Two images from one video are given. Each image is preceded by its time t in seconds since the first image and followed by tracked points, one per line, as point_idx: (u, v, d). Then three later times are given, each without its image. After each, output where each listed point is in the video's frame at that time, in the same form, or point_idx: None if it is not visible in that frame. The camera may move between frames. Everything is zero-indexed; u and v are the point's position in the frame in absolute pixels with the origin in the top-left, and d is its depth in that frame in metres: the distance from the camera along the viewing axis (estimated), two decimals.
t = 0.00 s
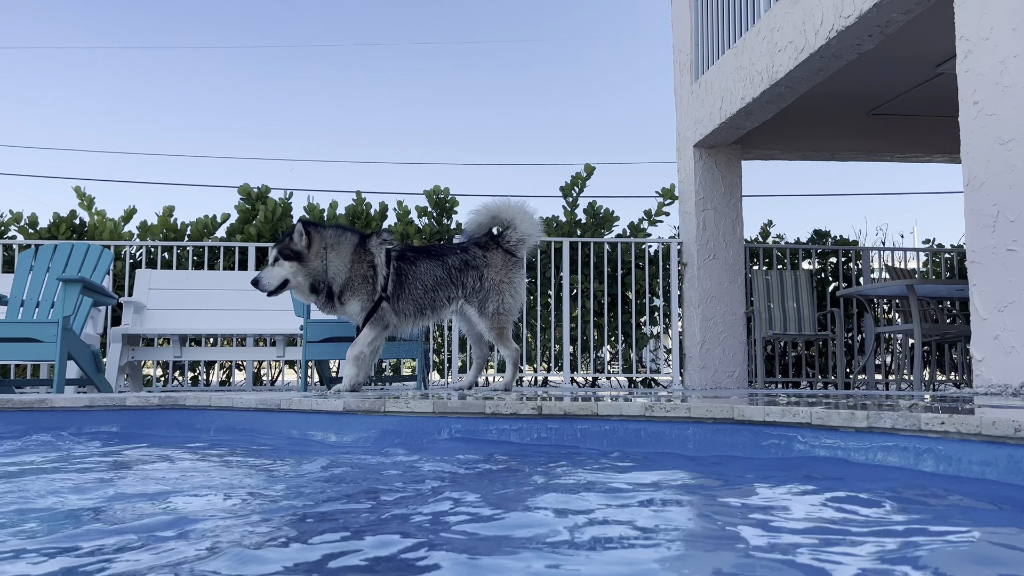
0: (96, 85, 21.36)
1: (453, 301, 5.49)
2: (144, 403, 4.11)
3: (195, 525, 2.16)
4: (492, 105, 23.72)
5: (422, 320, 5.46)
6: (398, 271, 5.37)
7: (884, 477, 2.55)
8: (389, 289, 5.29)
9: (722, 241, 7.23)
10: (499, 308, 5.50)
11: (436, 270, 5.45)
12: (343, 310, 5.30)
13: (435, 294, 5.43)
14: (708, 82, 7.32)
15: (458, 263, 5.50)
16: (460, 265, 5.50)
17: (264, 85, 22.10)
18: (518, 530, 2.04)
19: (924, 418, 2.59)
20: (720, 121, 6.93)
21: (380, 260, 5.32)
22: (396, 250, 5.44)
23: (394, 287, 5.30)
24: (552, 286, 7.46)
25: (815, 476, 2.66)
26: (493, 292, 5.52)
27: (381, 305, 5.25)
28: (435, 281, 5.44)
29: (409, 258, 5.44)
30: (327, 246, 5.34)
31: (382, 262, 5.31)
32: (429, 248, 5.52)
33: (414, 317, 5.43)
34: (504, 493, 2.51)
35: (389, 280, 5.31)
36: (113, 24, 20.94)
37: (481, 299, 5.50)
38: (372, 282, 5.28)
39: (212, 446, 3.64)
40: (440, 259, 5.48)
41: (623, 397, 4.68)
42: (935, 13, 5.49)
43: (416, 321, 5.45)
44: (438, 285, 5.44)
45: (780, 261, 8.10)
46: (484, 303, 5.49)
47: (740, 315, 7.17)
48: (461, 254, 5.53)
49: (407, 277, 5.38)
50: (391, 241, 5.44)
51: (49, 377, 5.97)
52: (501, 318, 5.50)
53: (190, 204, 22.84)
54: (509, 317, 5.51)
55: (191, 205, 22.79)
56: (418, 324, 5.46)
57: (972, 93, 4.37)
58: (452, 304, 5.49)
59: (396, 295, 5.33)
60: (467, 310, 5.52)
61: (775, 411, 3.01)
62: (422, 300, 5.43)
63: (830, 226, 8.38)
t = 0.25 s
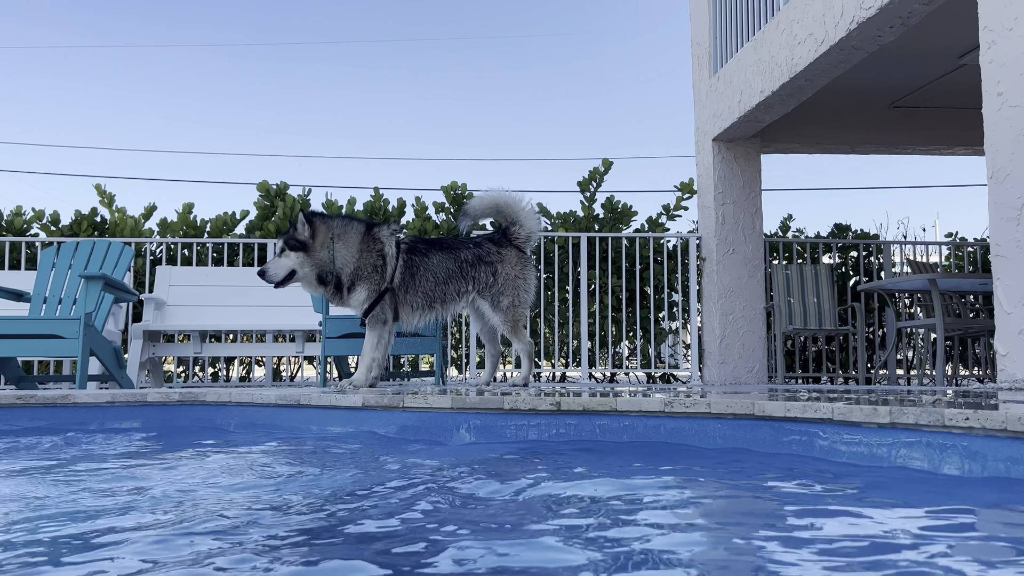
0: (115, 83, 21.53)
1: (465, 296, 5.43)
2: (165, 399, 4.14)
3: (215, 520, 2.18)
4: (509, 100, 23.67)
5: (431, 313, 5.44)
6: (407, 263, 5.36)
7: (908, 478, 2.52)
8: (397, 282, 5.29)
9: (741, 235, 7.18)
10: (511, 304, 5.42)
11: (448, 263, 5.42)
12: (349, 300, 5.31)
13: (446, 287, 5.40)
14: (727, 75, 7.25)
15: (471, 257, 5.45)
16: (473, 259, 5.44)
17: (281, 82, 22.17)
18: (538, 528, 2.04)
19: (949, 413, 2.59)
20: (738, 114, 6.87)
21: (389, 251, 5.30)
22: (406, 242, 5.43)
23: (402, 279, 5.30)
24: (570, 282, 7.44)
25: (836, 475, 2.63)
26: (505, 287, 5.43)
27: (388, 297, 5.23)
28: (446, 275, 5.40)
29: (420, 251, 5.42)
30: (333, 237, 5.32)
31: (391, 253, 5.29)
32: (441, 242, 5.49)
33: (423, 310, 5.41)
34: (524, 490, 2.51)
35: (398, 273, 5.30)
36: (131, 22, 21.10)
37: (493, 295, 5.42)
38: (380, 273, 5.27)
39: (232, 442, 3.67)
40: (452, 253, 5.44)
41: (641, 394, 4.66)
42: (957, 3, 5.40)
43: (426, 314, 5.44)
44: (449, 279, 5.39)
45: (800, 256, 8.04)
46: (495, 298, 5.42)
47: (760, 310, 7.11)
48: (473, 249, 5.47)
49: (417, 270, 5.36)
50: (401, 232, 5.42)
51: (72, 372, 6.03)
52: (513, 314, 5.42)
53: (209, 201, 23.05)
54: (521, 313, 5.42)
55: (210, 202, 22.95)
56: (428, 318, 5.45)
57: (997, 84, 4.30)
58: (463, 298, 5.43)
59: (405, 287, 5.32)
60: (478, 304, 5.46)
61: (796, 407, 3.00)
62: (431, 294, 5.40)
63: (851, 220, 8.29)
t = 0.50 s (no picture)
0: (130, 81, 21.66)
1: (474, 293, 5.42)
2: (182, 395, 4.17)
3: (233, 516, 2.21)
4: (522, 96, 23.63)
5: (440, 309, 5.42)
6: (416, 258, 5.35)
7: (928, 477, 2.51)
8: (407, 277, 5.29)
9: (755, 230, 7.15)
10: (520, 300, 5.41)
11: (457, 259, 5.41)
12: (357, 291, 5.31)
13: (455, 284, 5.38)
14: (741, 70, 7.21)
15: (479, 254, 5.43)
16: (481, 256, 5.43)
17: (295, 79, 22.23)
18: (555, 525, 2.05)
19: (969, 409, 2.61)
20: (752, 109, 6.83)
21: (399, 244, 5.31)
22: (415, 237, 5.43)
23: (411, 274, 5.29)
24: (583, 278, 7.44)
25: (852, 473, 2.63)
26: (513, 284, 5.42)
27: (398, 292, 5.24)
28: (455, 271, 5.39)
29: (429, 247, 5.42)
30: (344, 227, 5.35)
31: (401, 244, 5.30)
32: (450, 238, 5.49)
33: (432, 306, 5.39)
34: (540, 487, 2.52)
35: (408, 266, 5.31)
36: (145, 20, 21.24)
37: (501, 291, 5.41)
38: (389, 266, 5.27)
39: (248, 437, 3.70)
40: (460, 249, 5.44)
41: (653, 389, 4.65)
42: None
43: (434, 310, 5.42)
44: (458, 275, 5.38)
45: (815, 251, 8.00)
46: (504, 294, 5.41)
47: (774, 306, 7.08)
48: (482, 245, 5.46)
49: (426, 266, 5.35)
50: (412, 227, 5.43)
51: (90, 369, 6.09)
52: (522, 311, 5.41)
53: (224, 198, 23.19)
54: (529, 309, 5.41)
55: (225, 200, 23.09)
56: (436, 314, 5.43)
57: (1015, 76, 4.25)
58: (472, 294, 5.42)
59: (414, 283, 5.31)
60: (488, 300, 5.45)
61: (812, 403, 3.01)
62: (441, 290, 5.39)
63: (867, 214, 8.23)
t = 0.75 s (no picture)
0: (141, 79, 21.74)
1: (484, 290, 5.41)
2: (197, 392, 4.19)
3: (252, 514, 2.21)
4: (531, 91, 23.56)
5: (451, 307, 5.42)
6: (428, 255, 5.34)
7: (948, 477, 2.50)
8: (419, 274, 5.28)
9: (768, 226, 7.11)
10: (530, 298, 5.40)
11: (468, 257, 5.40)
12: (366, 288, 5.30)
13: (466, 281, 5.37)
14: (754, 65, 7.16)
15: (490, 251, 5.43)
16: (492, 253, 5.42)
17: (304, 76, 22.22)
18: (574, 524, 2.05)
19: (990, 408, 2.67)
20: (765, 105, 6.79)
21: (411, 241, 5.29)
22: (426, 235, 5.42)
23: (422, 271, 5.29)
24: (594, 274, 7.42)
25: (871, 472, 2.62)
26: (524, 282, 5.41)
27: (410, 289, 5.23)
28: (466, 268, 5.37)
29: (440, 244, 5.41)
30: (355, 223, 5.34)
31: (412, 242, 5.28)
32: (460, 236, 5.48)
33: (443, 304, 5.39)
34: (557, 485, 2.52)
35: (419, 264, 5.29)
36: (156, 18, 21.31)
37: (512, 289, 5.40)
38: (400, 263, 5.25)
39: (263, 434, 3.71)
40: (471, 247, 5.43)
41: (665, 386, 4.64)
42: None
43: (445, 308, 5.41)
44: (469, 273, 5.37)
45: (828, 247, 7.96)
46: (515, 292, 5.40)
47: (786, 302, 7.05)
48: (492, 243, 5.45)
49: (437, 264, 5.34)
50: (424, 225, 5.40)
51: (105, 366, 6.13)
52: (532, 308, 5.40)
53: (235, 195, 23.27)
54: (540, 307, 5.40)
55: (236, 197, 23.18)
56: (447, 312, 5.43)
57: None
58: (483, 292, 5.41)
59: (425, 280, 5.30)
60: (498, 298, 5.44)
61: (831, 402, 3.05)
62: (452, 287, 5.38)
63: (880, 210, 8.18)
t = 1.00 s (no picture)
0: (149, 77, 21.80)
1: (494, 287, 5.41)
2: (209, 389, 4.19)
3: (267, 510, 2.21)
4: (538, 87, 23.50)
5: (460, 303, 5.41)
6: (437, 252, 5.34)
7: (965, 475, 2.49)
8: (429, 271, 5.28)
9: (778, 222, 7.09)
10: (540, 295, 5.39)
11: (478, 254, 5.39)
12: (376, 285, 5.31)
13: (476, 278, 5.37)
14: (764, 60, 7.11)
15: (500, 248, 5.41)
16: (502, 251, 5.40)
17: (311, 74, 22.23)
18: (591, 521, 2.05)
19: (1011, 405, 2.68)
20: (775, 100, 6.75)
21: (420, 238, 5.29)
22: (436, 232, 5.41)
23: (432, 269, 5.28)
24: (603, 271, 7.41)
25: (888, 471, 2.61)
26: (534, 279, 5.40)
27: (419, 286, 5.23)
28: (476, 265, 5.37)
29: (450, 242, 5.40)
30: (365, 220, 5.34)
31: (421, 239, 5.28)
32: (470, 233, 5.47)
33: (453, 301, 5.39)
34: (571, 483, 2.51)
35: (429, 261, 5.29)
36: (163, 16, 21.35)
37: (522, 286, 5.39)
38: (409, 260, 5.25)
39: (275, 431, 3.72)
40: (481, 244, 5.41)
41: (676, 383, 4.64)
42: None
43: (455, 305, 5.41)
44: (479, 270, 5.37)
45: (838, 243, 7.93)
46: (525, 289, 5.39)
47: (796, 299, 7.02)
48: (502, 240, 5.44)
49: (447, 261, 5.34)
50: (434, 222, 5.40)
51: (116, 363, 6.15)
52: (542, 305, 5.39)
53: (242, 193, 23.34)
54: (550, 303, 5.39)
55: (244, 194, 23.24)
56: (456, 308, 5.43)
57: None
58: (493, 289, 5.41)
59: (435, 277, 5.30)
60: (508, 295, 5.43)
61: (846, 398, 3.05)
62: (461, 284, 5.38)
63: (891, 206, 8.13)
